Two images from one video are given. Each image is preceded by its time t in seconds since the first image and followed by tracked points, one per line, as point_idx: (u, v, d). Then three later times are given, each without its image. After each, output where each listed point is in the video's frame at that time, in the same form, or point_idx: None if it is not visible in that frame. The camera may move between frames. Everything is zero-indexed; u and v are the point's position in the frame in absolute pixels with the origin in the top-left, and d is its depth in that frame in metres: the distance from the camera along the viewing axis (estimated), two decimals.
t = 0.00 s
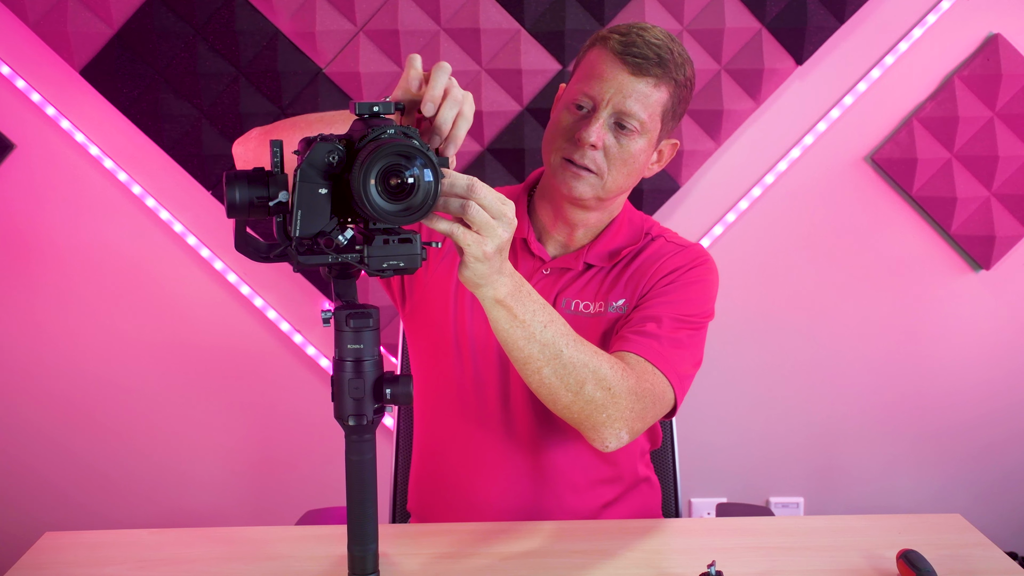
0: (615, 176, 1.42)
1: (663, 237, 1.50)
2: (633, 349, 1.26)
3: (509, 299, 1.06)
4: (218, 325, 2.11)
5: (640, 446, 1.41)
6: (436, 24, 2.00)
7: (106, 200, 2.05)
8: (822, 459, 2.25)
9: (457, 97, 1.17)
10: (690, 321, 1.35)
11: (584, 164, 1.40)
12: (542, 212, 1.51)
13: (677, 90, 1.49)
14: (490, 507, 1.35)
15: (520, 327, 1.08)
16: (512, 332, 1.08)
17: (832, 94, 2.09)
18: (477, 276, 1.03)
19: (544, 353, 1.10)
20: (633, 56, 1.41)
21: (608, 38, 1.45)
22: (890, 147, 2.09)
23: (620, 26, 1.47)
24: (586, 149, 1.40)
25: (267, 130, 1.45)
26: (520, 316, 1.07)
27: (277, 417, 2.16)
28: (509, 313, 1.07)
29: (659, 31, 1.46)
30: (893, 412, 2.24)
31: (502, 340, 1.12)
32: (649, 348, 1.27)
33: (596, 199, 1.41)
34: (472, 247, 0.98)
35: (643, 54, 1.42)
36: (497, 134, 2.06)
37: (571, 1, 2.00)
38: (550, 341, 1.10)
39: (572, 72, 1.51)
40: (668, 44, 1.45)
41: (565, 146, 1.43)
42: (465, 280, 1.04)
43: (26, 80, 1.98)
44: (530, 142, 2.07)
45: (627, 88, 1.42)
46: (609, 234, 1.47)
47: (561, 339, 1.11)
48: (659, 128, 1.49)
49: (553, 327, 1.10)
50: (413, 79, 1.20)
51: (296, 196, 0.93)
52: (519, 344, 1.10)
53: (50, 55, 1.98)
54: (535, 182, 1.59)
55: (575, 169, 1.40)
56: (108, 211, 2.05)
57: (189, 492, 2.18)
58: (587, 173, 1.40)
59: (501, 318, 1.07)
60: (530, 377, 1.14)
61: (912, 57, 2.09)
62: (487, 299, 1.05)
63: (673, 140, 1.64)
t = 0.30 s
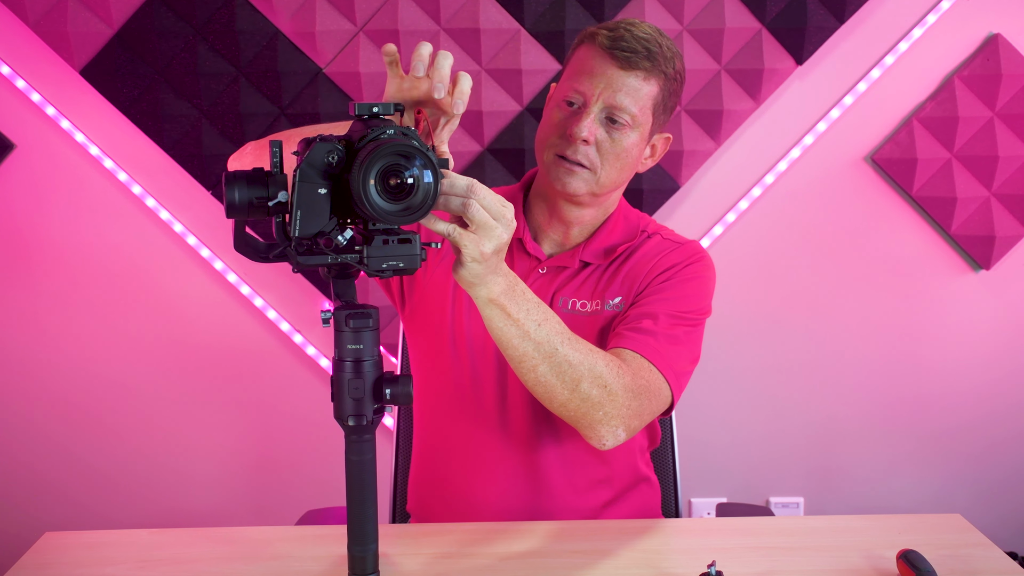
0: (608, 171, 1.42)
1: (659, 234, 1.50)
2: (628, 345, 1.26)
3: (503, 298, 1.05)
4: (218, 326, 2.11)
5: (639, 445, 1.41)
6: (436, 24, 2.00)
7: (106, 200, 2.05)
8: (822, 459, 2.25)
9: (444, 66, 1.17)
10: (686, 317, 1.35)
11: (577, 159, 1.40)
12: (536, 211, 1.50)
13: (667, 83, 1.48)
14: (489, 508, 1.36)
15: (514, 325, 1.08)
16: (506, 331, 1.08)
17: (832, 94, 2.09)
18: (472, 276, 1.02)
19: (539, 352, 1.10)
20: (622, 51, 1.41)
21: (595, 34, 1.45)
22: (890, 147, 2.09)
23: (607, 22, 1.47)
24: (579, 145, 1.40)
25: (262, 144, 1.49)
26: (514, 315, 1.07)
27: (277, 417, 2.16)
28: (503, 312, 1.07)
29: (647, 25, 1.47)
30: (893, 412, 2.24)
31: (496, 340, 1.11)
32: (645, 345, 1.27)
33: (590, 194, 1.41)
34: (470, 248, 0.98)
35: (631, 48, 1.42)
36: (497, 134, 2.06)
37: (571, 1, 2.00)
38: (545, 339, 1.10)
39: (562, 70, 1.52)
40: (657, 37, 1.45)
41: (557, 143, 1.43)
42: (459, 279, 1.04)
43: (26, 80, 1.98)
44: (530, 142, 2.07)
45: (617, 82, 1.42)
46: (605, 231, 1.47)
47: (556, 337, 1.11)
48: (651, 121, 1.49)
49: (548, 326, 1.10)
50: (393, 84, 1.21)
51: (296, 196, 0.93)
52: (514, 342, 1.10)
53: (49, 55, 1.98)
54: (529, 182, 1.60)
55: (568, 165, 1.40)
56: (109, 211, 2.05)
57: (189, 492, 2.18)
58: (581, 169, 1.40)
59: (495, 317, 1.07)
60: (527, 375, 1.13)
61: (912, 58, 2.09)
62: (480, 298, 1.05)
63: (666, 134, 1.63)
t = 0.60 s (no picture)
0: (595, 162, 1.42)
1: (652, 230, 1.50)
2: (624, 343, 1.26)
3: (500, 297, 1.05)
4: (218, 326, 2.11)
5: (639, 444, 1.41)
6: (436, 24, 2.00)
7: (106, 199, 2.05)
8: (822, 459, 2.25)
9: (433, 71, 1.15)
10: (681, 313, 1.35)
11: (563, 153, 1.40)
12: (527, 209, 1.50)
13: (647, 71, 1.48)
14: (490, 509, 1.36)
15: (511, 324, 1.07)
16: (502, 329, 1.08)
17: (832, 94, 2.09)
18: (469, 275, 1.02)
19: (537, 350, 1.10)
20: (597, 43, 1.42)
21: (570, 30, 1.46)
22: (890, 147, 2.09)
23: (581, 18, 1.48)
24: (562, 138, 1.40)
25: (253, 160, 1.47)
26: (511, 314, 1.07)
27: (277, 417, 2.16)
28: (500, 311, 1.06)
29: (622, 17, 1.47)
30: (893, 412, 2.24)
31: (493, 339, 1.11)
32: (642, 342, 1.27)
33: (579, 186, 1.41)
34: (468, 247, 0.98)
35: (606, 39, 1.42)
36: (497, 134, 2.06)
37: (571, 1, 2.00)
38: (542, 337, 1.10)
39: (542, 69, 1.52)
40: (631, 27, 1.46)
41: (541, 139, 1.44)
42: (455, 278, 1.04)
43: (26, 80, 1.98)
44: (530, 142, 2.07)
45: (596, 73, 1.42)
46: (596, 227, 1.47)
47: (553, 335, 1.10)
48: (635, 111, 1.49)
49: (544, 324, 1.10)
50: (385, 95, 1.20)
51: (296, 197, 0.93)
52: (511, 341, 1.09)
53: (49, 55, 1.98)
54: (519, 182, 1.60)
55: (554, 159, 1.40)
56: (109, 211, 2.05)
57: (189, 492, 2.18)
58: (567, 161, 1.40)
59: (492, 317, 1.07)
60: (524, 374, 1.13)
61: (912, 58, 2.09)
62: (477, 297, 1.05)
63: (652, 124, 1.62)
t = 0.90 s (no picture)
0: (591, 153, 1.42)
1: (652, 231, 1.49)
2: (626, 345, 1.26)
3: (507, 298, 1.06)
4: (218, 326, 2.11)
5: (638, 444, 1.41)
6: (435, 24, 2.00)
7: (106, 199, 2.05)
8: (822, 459, 2.25)
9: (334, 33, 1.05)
10: (682, 314, 1.35)
11: (559, 145, 1.40)
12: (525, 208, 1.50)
13: (636, 60, 1.48)
14: (489, 510, 1.35)
15: (519, 325, 1.08)
16: (510, 331, 1.09)
17: (832, 94, 2.09)
18: (478, 276, 1.03)
19: (543, 351, 1.11)
20: (584, 35, 1.42)
21: (555, 24, 1.46)
22: (890, 147, 2.09)
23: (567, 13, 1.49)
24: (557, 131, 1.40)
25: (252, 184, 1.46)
26: (518, 314, 1.08)
27: (277, 417, 2.16)
28: (508, 312, 1.07)
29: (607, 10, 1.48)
30: (893, 412, 2.24)
31: (500, 341, 1.12)
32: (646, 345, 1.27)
33: (577, 179, 1.41)
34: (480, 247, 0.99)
35: (593, 31, 1.43)
36: (497, 134, 2.06)
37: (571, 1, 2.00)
38: (549, 338, 1.11)
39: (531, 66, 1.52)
40: (617, 19, 1.46)
41: (535, 134, 1.43)
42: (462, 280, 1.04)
43: (26, 80, 1.98)
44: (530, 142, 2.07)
45: (585, 65, 1.42)
46: (597, 225, 1.45)
47: (558, 336, 1.11)
48: (627, 101, 1.49)
49: (550, 325, 1.11)
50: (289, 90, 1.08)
51: (297, 196, 0.93)
52: (518, 342, 1.10)
53: (49, 55, 1.98)
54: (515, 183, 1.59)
55: (550, 152, 1.40)
56: (109, 211, 2.05)
57: (189, 491, 2.18)
58: (563, 154, 1.40)
59: (500, 318, 1.08)
60: (531, 376, 1.13)
61: (912, 57, 2.09)
62: (486, 299, 1.06)
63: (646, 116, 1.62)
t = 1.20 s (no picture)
0: (581, 144, 1.42)
1: (646, 227, 1.50)
2: (641, 362, 1.27)
3: (533, 325, 1.06)
4: (218, 326, 2.11)
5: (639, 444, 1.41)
6: (436, 24, 2.00)
7: (106, 199, 2.04)
8: (822, 459, 2.25)
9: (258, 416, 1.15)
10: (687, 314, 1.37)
11: (549, 135, 1.40)
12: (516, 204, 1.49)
13: (622, 54, 1.49)
14: (490, 509, 1.35)
15: (544, 352, 1.08)
16: (534, 357, 1.08)
17: (832, 94, 2.09)
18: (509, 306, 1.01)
19: (567, 378, 1.11)
20: (571, 29, 1.43)
21: (543, 20, 1.47)
22: (890, 147, 2.09)
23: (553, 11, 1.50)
24: (547, 121, 1.40)
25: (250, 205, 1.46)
26: (543, 342, 1.08)
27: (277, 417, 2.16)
28: (533, 340, 1.07)
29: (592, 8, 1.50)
30: (893, 412, 2.24)
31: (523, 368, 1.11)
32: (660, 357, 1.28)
33: (568, 169, 1.40)
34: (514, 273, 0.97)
35: (580, 26, 1.44)
36: (497, 134, 2.06)
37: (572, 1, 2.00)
38: (572, 364, 1.11)
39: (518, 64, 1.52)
40: (602, 15, 1.48)
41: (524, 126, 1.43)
42: (491, 312, 1.02)
43: (26, 80, 1.98)
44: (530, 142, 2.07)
45: (573, 57, 1.42)
46: (588, 220, 1.46)
47: (582, 361, 1.12)
48: (615, 94, 1.49)
49: (572, 350, 1.12)
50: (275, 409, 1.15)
51: (299, 197, 0.93)
52: (543, 369, 1.10)
53: (49, 55, 1.98)
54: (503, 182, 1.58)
55: (540, 142, 1.40)
56: (109, 211, 2.05)
57: (189, 492, 2.18)
58: (554, 143, 1.40)
59: (525, 345, 1.07)
60: (554, 401, 1.14)
61: (912, 57, 2.09)
62: (513, 326, 1.04)
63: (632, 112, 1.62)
